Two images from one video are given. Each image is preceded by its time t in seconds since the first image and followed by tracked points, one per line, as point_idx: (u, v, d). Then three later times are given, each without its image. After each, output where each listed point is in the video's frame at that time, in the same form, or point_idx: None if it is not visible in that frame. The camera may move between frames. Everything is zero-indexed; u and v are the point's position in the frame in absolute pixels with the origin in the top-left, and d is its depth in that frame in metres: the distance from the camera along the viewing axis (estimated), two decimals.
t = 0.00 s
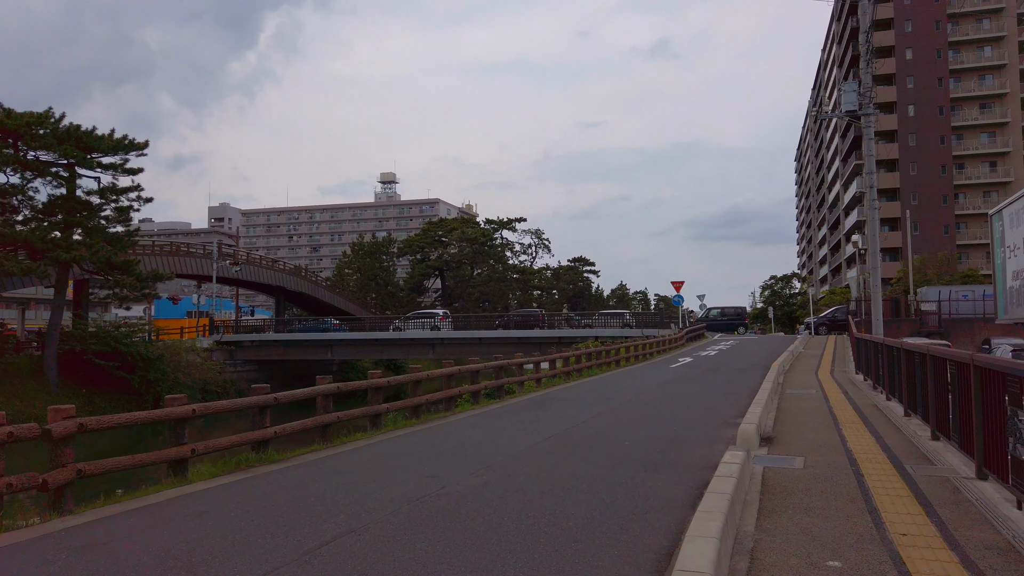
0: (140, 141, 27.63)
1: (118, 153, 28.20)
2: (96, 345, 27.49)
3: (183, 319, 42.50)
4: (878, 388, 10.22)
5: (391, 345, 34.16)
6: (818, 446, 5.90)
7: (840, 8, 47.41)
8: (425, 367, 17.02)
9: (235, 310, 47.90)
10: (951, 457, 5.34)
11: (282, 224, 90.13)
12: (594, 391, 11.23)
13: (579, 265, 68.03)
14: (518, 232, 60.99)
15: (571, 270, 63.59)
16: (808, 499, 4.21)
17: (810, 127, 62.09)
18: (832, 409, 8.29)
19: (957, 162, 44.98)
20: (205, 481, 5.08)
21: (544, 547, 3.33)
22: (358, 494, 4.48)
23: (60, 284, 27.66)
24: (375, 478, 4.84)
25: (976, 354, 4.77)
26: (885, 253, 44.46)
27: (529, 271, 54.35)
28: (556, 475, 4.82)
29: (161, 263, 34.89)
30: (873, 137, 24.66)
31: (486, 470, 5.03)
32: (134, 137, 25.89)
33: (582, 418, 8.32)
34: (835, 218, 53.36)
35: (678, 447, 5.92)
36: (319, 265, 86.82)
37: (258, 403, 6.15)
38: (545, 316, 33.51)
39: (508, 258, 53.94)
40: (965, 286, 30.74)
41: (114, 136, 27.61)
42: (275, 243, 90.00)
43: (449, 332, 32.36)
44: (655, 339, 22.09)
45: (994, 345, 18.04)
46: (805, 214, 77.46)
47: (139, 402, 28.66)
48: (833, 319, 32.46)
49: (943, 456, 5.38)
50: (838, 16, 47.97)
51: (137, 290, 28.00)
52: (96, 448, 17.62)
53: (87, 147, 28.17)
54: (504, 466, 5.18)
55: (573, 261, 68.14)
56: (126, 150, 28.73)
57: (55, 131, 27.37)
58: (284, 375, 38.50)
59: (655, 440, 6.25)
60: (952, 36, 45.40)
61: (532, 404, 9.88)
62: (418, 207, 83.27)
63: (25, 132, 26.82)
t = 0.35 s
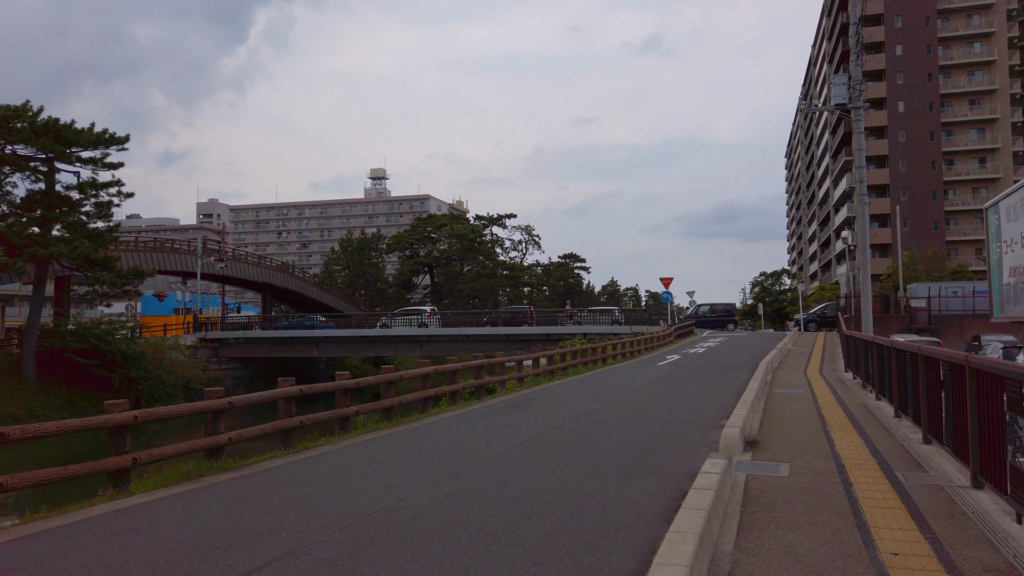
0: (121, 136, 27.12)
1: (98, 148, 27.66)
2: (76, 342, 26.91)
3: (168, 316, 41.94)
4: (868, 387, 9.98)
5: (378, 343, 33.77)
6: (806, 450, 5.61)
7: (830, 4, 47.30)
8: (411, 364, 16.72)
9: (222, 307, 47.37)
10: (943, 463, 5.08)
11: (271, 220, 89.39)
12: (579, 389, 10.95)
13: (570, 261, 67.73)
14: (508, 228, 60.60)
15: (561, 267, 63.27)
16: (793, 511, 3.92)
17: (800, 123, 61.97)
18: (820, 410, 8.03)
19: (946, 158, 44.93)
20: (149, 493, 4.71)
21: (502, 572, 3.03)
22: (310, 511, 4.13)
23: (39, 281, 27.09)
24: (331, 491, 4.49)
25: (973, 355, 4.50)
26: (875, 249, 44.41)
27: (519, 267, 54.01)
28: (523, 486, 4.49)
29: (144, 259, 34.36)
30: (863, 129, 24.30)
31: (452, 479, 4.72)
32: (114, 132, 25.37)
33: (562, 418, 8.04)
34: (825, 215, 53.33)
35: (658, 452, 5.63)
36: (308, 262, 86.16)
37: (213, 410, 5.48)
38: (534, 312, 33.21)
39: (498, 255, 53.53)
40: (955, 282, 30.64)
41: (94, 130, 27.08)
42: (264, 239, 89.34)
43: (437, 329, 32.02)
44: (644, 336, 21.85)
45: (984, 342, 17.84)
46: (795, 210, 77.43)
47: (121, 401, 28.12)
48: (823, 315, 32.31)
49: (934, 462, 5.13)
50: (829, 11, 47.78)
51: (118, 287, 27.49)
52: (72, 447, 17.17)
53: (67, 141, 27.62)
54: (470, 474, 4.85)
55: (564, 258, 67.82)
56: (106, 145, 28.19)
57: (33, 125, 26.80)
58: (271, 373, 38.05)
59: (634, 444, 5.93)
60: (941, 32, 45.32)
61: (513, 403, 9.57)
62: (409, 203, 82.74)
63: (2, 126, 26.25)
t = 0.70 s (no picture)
0: (100, 131, 26.57)
1: (76, 143, 27.09)
2: (52, 342, 26.17)
3: (151, 315, 41.33)
4: (859, 386, 9.73)
5: (363, 342, 33.36)
6: (796, 457, 5.30)
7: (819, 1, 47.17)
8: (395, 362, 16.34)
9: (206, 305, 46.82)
10: (942, 471, 4.78)
11: (259, 218, 88.60)
12: (563, 389, 10.62)
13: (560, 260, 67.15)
14: (497, 226, 60.27)
15: (551, 265, 62.70)
16: (780, 526, 3.62)
17: (790, 120, 61.88)
18: (809, 412, 7.74)
19: (935, 155, 44.93)
20: (85, 508, 4.31)
21: None
22: (256, 529, 3.76)
23: (15, 279, 26.40)
24: (282, 506, 4.12)
25: (971, 356, 4.19)
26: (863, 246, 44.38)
27: (508, 265, 53.65)
28: (490, 498, 4.17)
29: (125, 257, 33.76)
30: (852, 122, 23.78)
31: (415, 490, 4.39)
32: (93, 127, 24.85)
33: (542, 419, 7.70)
34: (814, 212, 53.33)
35: (640, 458, 5.31)
36: (296, 260, 85.46)
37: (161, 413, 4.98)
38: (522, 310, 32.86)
39: (487, 253, 53.15)
40: (944, 280, 30.55)
41: (73, 125, 26.53)
42: (252, 237, 88.53)
43: (424, 328, 31.64)
44: (631, 335, 21.55)
45: (974, 340, 17.68)
46: (784, 208, 77.41)
47: (101, 401, 27.44)
48: (813, 313, 32.15)
49: (931, 469, 4.84)
50: (817, 8, 47.65)
51: (97, 285, 26.98)
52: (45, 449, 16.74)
53: (45, 137, 27.03)
54: (435, 485, 4.49)
55: (554, 256, 67.38)
56: (85, 140, 27.63)
57: (10, 120, 26.20)
58: (255, 372, 37.55)
59: (615, 451, 5.59)
60: (930, 29, 45.29)
61: (496, 404, 9.23)
62: (398, 201, 82.24)
63: None
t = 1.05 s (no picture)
0: (88, 123, 26.10)
1: (64, 136, 26.63)
2: (41, 338, 25.09)
3: (141, 311, 40.88)
4: (860, 384, 9.43)
5: (356, 338, 32.99)
6: (800, 458, 4.97)
7: None
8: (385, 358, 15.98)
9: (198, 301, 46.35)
10: (957, 474, 4.47)
11: (253, 214, 88.08)
12: (555, 386, 10.27)
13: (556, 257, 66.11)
14: (492, 222, 59.89)
15: (547, 262, 61.45)
16: (789, 538, 3.29)
17: (787, 116, 61.60)
18: (810, 410, 7.43)
19: (932, 152, 44.72)
20: (32, 514, 3.94)
21: None
22: (211, 541, 3.38)
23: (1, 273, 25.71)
24: (243, 513, 3.76)
25: (992, 351, 3.85)
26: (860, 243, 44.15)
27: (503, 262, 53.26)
28: (472, 504, 3.84)
29: (114, 252, 33.28)
30: (853, 114, 23.16)
31: (391, 494, 4.06)
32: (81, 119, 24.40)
33: (532, 417, 7.37)
34: (810, 209, 53.09)
35: (634, 460, 4.98)
36: (291, 256, 84.94)
37: (120, 413, 4.53)
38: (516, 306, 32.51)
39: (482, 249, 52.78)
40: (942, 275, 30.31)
41: (61, 118, 26.08)
42: (246, 233, 87.93)
43: (417, 324, 31.29)
44: (626, 331, 21.24)
45: (974, 336, 17.43)
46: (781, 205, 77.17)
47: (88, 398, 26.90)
48: (810, 309, 31.89)
49: (945, 472, 4.53)
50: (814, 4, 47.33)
51: (85, 280, 26.56)
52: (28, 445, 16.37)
53: (32, 130, 26.56)
54: (411, 489, 4.14)
55: (549, 253, 66.83)
56: (73, 133, 27.17)
57: None
58: (247, 368, 37.15)
59: (608, 453, 5.23)
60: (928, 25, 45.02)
61: (485, 401, 8.88)
62: (393, 197, 81.84)
63: None
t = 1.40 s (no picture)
0: (74, 118, 25.57)
1: (50, 131, 26.14)
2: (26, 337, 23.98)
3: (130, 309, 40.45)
4: (859, 386, 9.11)
5: (348, 336, 32.63)
6: (798, 470, 4.64)
7: None
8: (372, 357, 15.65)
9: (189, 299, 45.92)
10: (966, 488, 4.16)
11: (247, 211, 87.52)
12: (545, 389, 9.94)
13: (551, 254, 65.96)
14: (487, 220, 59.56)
15: (541, 259, 61.56)
16: (785, 566, 2.96)
17: (783, 114, 61.31)
18: (809, 414, 7.11)
19: (928, 149, 44.49)
20: None
21: None
22: (144, 569, 3.06)
23: None
24: (184, 537, 3.41)
25: (1006, 355, 3.48)
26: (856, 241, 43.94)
27: (498, 260, 52.82)
28: (440, 525, 3.50)
29: (102, 249, 32.81)
30: (851, 108, 22.78)
31: (352, 512, 3.72)
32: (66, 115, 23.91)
33: (517, 421, 7.05)
34: (806, 206, 52.83)
35: (619, 472, 4.65)
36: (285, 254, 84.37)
37: (61, 422, 4.17)
38: (510, 304, 32.18)
39: (476, 246, 52.33)
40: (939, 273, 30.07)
41: (46, 113, 25.57)
42: (239, 230, 87.29)
43: (409, 322, 30.94)
44: (620, 330, 20.94)
45: (972, 335, 17.13)
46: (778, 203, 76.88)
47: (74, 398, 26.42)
48: (806, 307, 31.62)
49: (953, 486, 4.21)
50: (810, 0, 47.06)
51: (70, 278, 26.00)
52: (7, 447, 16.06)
53: (18, 125, 26.09)
54: (374, 506, 3.81)
55: (544, 250, 66.60)
56: (59, 128, 26.66)
57: None
58: (237, 366, 36.77)
59: (592, 464, 4.90)
60: (925, 22, 44.75)
61: (469, 404, 8.55)
62: (388, 195, 81.37)
63: None
